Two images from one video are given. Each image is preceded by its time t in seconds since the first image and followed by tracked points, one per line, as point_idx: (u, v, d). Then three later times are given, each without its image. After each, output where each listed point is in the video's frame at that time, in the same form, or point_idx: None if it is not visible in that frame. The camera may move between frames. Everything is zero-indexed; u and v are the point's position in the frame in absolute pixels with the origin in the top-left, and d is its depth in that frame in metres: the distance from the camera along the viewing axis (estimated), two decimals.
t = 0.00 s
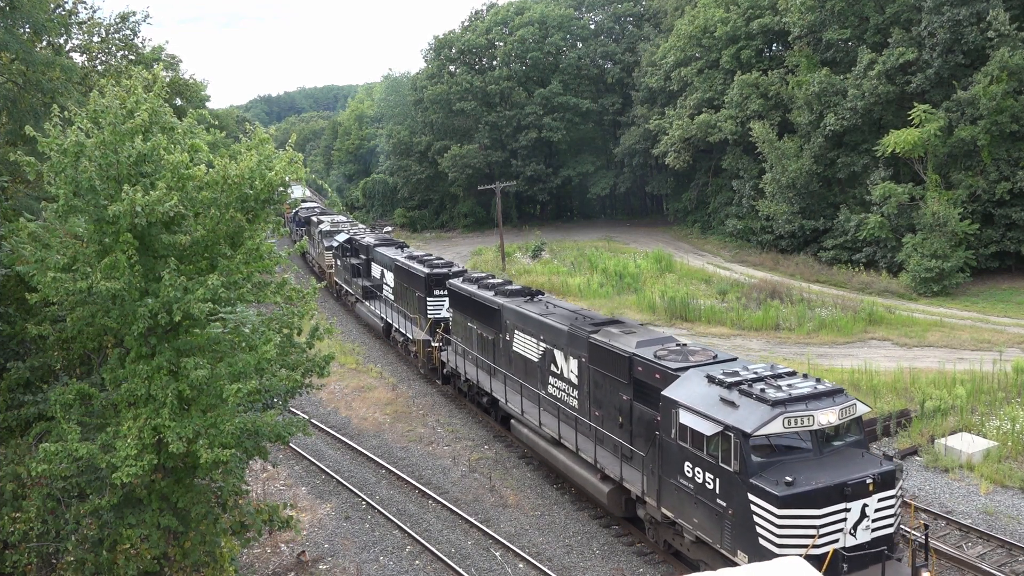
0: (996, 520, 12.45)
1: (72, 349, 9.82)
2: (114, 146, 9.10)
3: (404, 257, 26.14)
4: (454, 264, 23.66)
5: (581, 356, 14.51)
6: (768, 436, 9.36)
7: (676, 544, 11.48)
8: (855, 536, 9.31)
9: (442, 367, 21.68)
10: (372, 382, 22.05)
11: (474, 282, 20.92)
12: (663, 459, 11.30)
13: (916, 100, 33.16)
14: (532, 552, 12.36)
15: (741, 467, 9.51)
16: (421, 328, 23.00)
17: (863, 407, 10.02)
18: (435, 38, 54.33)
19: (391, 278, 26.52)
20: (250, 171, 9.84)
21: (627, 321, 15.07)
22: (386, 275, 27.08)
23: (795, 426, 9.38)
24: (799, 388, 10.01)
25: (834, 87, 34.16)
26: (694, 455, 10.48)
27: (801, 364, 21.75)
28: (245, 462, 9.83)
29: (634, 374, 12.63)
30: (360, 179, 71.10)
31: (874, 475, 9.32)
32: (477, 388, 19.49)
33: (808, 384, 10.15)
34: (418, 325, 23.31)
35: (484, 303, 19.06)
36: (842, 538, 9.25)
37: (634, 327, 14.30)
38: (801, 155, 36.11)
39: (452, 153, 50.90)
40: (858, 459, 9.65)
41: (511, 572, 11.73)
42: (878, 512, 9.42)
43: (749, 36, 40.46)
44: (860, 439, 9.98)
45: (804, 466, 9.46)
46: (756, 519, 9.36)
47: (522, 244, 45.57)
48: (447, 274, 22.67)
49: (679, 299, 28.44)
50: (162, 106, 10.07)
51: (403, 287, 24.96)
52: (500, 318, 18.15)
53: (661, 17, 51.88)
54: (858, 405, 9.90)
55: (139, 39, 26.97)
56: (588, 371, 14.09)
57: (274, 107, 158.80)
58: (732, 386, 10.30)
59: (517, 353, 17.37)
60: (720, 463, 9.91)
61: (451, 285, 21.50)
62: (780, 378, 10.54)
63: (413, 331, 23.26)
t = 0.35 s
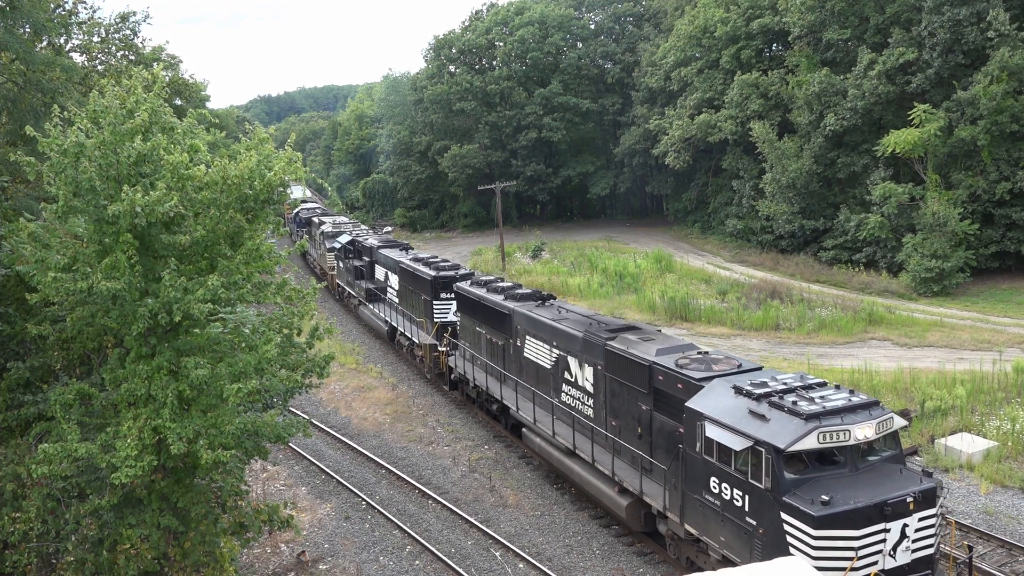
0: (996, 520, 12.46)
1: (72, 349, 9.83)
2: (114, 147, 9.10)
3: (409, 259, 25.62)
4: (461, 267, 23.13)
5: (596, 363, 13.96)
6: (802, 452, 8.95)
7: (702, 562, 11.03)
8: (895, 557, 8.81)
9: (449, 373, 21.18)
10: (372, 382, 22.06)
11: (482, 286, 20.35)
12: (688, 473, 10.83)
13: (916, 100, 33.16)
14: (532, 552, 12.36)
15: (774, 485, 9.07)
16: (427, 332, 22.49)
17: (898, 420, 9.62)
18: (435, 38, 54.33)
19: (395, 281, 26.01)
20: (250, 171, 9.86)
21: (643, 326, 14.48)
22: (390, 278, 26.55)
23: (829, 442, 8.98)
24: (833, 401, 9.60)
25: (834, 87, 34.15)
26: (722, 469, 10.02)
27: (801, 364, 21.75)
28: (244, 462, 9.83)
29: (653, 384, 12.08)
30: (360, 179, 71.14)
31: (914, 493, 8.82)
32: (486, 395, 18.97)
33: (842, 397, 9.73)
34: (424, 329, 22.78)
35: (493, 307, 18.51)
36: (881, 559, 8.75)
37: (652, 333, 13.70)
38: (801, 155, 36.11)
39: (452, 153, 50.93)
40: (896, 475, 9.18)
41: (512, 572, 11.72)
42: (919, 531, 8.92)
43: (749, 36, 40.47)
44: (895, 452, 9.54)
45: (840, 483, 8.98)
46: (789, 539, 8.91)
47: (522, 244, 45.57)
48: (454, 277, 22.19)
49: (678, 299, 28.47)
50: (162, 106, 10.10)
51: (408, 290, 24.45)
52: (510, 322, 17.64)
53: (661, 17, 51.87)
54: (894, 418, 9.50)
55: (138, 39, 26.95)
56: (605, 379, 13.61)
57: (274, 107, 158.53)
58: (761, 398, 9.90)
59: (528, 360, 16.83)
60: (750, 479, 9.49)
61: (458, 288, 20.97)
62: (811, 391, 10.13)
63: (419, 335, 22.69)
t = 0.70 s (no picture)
0: (996, 521, 12.44)
1: (72, 349, 9.82)
2: (114, 147, 9.10)
3: (414, 261, 25.16)
4: (468, 269, 22.64)
5: (613, 371, 13.45)
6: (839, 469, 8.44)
7: None
8: None
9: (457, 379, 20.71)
10: (372, 382, 22.06)
11: (490, 288, 19.72)
12: (714, 490, 10.35)
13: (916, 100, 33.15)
14: (531, 552, 12.36)
15: (810, 504, 8.59)
16: (434, 336, 22.02)
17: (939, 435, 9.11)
18: (435, 38, 54.34)
19: (400, 283, 25.51)
20: (250, 171, 9.86)
21: (662, 332, 13.97)
22: (395, 281, 26.02)
23: (868, 459, 8.47)
24: (870, 415, 9.09)
25: (834, 87, 34.16)
26: (752, 486, 9.52)
27: (801, 364, 21.76)
28: (244, 462, 9.82)
29: (675, 394, 11.58)
30: (360, 179, 71.19)
31: (960, 513, 8.33)
32: (495, 402, 18.45)
33: (879, 410, 9.21)
34: (430, 334, 22.31)
35: (502, 311, 17.93)
36: None
37: (672, 340, 13.18)
38: (801, 155, 36.11)
39: (452, 153, 50.94)
40: (939, 493, 8.68)
41: (511, 572, 11.73)
42: (965, 554, 8.42)
43: (749, 36, 40.48)
44: (935, 468, 9.05)
45: (880, 502, 8.50)
46: (826, 561, 8.44)
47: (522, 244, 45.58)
48: (462, 280, 21.69)
49: (678, 299, 28.46)
50: (162, 106, 10.10)
51: (414, 293, 23.94)
52: (520, 327, 17.07)
53: (661, 17, 51.90)
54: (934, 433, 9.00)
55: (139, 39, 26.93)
56: (623, 389, 13.10)
57: (274, 107, 158.50)
58: (793, 411, 9.39)
59: (540, 366, 16.29)
60: (783, 497, 9.01)
61: (465, 291, 20.41)
62: (845, 403, 9.60)
63: (426, 340, 22.21)
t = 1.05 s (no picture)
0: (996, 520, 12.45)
1: (71, 349, 9.82)
2: (114, 147, 9.10)
3: (420, 264, 24.77)
4: (476, 272, 22.27)
5: (631, 380, 13.03)
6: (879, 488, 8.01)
7: None
8: None
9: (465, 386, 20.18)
10: (372, 382, 22.06)
11: (500, 292, 19.28)
12: (742, 507, 9.87)
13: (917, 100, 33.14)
14: (531, 552, 12.36)
15: (849, 525, 8.14)
16: (441, 340, 21.59)
17: (981, 451, 8.69)
18: (435, 38, 54.33)
19: (406, 286, 25.11)
20: (250, 171, 9.86)
21: (681, 340, 13.56)
22: (401, 283, 25.66)
23: (910, 478, 8.03)
24: (909, 430, 8.68)
25: (834, 87, 34.16)
26: (786, 505, 9.05)
27: (801, 365, 21.76)
28: (244, 462, 9.81)
29: (698, 405, 11.18)
30: (360, 179, 71.21)
31: (1010, 535, 7.84)
32: (505, 409, 17.95)
33: (918, 426, 8.81)
34: (437, 338, 21.86)
35: (513, 316, 17.50)
36: None
37: (693, 348, 12.77)
38: (801, 154, 36.11)
39: (452, 153, 50.96)
40: (985, 514, 8.23)
41: (511, 572, 11.73)
42: None
43: (749, 36, 40.48)
44: (976, 486, 8.61)
45: (923, 524, 8.04)
46: None
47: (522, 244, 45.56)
48: (469, 283, 21.26)
49: (679, 299, 28.46)
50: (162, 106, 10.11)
51: (420, 296, 23.52)
52: (532, 333, 16.63)
53: (661, 17, 51.91)
54: (977, 449, 8.58)
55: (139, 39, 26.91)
56: (642, 398, 12.66)
57: (274, 107, 158.38)
58: (828, 426, 8.97)
59: (553, 374, 15.87)
60: (818, 517, 8.56)
61: (474, 295, 19.98)
62: (882, 418, 9.17)
63: (433, 344, 21.76)
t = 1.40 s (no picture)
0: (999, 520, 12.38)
1: (72, 349, 9.82)
2: (114, 147, 9.10)
3: (426, 266, 24.29)
4: (484, 275, 21.71)
5: (649, 389, 12.46)
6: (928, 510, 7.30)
7: None
8: None
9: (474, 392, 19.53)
10: (372, 382, 22.07)
11: (509, 296, 18.69)
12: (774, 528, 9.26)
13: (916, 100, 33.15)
14: (532, 552, 12.36)
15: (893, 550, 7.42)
16: (448, 345, 21.09)
17: None
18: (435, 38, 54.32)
19: (411, 289, 24.61)
20: (250, 171, 9.87)
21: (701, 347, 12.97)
22: (406, 286, 25.17)
23: (960, 499, 7.29)
24: (956, 446, 7.95)
25: (834, 87, 34.18)
26: (823, 527, 8.36)
27: (801, 364, 21.75)
28: (244, 462, 9.80)
29: (723, 417, 10.61)
30: (360, 179, 71.29)
31: None
32: (515, 417, 17.33)
33: (966, 441, 8.07)
34: (444, 342, 21.35)
35: (524, 321, 16.91)
36: None
37: (715, 356, 12.18)
38: (801, 155, 36.13)
39: (452, 153, 50.98)
40: None
41: (512, 572, 11.73)
42: None
43: (749, 36, 40.50)
44: None
45: (975, 550, 7.29)
46: None
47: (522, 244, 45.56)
48: (477, 286, 20.75)
49: (678, 299, 28.47)
50: (162, 106, 10.10)
51: (427, 299, 23.00)
52: (544, 339, 16.00)
53: (661, 17, 51.99)
54: None
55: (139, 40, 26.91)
56: (663, 409, 12.08)
57: (274, 107, 158.45)
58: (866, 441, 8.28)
59: (566, 381, 15.28)
60: (859, 541, 7.85)
61: (482, 299, 19.38)
62: (924, 433, 8.45)
63: (440, 348, 21.28)
